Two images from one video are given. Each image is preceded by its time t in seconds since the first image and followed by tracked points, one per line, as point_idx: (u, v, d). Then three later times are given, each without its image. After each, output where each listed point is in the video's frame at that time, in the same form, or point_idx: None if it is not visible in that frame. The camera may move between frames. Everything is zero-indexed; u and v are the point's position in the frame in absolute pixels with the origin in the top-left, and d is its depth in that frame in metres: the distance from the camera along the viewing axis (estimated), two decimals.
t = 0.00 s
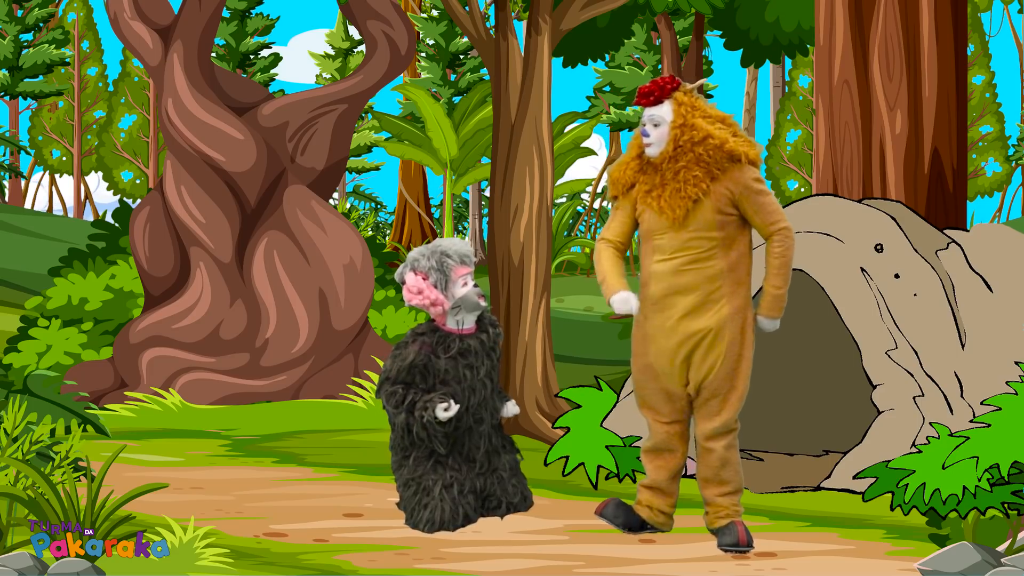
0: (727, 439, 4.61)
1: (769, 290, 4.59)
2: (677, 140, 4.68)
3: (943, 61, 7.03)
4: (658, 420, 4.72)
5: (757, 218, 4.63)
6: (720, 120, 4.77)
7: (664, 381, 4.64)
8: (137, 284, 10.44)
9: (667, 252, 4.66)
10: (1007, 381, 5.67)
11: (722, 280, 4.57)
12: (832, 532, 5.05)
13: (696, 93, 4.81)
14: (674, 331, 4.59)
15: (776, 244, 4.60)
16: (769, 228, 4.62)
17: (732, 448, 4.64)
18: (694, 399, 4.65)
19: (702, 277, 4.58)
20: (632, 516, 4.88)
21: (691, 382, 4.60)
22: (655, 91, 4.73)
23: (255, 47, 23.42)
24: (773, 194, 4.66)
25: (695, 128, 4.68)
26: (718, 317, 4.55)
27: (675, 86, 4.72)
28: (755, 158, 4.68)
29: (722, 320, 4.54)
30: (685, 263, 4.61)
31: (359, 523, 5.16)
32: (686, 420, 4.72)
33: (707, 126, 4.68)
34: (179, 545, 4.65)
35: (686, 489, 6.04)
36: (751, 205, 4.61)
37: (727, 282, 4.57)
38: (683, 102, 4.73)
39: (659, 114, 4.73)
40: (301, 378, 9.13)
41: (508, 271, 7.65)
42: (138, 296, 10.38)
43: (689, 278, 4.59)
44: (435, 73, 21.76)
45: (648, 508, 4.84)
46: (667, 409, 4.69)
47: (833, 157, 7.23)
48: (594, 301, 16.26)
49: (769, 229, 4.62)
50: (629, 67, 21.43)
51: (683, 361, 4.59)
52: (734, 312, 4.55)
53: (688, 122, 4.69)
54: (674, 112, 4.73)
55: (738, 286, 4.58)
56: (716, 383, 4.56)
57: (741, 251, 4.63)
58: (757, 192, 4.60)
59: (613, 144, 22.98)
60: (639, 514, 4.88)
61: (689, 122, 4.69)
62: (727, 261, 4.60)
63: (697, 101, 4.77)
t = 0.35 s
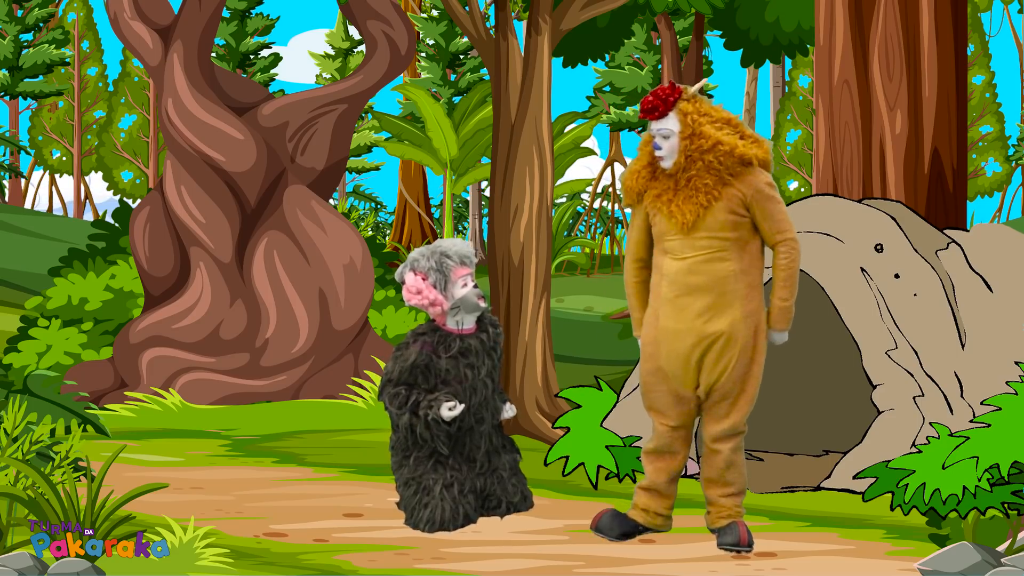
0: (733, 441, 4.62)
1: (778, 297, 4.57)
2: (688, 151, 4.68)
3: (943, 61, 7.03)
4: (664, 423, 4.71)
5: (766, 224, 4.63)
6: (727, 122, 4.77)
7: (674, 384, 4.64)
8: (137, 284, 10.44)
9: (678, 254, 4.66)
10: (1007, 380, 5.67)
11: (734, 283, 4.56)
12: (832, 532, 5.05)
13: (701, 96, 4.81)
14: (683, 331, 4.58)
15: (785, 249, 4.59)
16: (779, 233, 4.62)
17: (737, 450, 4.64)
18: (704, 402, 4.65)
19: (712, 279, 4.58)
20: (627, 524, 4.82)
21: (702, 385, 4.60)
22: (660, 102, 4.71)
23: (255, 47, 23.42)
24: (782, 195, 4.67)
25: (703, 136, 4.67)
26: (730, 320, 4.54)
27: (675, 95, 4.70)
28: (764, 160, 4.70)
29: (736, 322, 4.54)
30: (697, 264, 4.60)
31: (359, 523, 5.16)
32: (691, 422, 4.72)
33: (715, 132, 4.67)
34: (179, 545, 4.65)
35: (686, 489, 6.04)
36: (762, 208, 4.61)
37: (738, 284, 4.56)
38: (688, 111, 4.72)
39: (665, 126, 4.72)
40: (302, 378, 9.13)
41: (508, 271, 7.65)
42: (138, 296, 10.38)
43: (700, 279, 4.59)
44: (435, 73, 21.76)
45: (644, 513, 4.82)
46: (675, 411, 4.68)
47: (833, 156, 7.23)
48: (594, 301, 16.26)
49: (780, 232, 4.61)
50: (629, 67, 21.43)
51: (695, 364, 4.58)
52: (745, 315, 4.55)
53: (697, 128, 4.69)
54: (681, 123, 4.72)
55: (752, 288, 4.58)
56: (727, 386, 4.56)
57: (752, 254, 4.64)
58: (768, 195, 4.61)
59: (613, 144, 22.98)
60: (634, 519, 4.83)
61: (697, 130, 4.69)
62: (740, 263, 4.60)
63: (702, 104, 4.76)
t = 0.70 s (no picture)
0: (733, 442, 4.62)
1: (776, 304, 4.56)
2: (691, 148, 4.68)
3: (943, 61, 7.03)
4: (665, 422, 4.72)
5: (770, 226, 4.60)
6: (735, 122, 4.78)
7: (674, 383, 4.65)
8: (137, 284, 10.45)
9: (683, 253, 4.67)
10: (1007, 381, 5.67)
11: (734, 284, 4.57)
12: (832, 532, 5.05)
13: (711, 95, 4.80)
14: (683, 329, 4.60)
15: (787, 255, 4.56)
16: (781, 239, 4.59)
17: (737, 451, 4.64)
18: (704, 402, 4.65)
19: (713, 280, 4.58)
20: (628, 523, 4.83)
21: (701, 384, 4.60)
22: (665, 100, 4.73)
23: (255, 47, 23.42)
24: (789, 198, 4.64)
25: (708, 133, 4.67)
26: (731, 322, 4.54)
27: (681, 93, 4.71)
28: (772, 161, 4.67)
29: (736, 322, 4.54)
30: (699, 263, 4.62)
31: (359, 522, 5.16)
32: (692, 422, 4.72)
33: (720, 131, 4.67)
34: (179, 545, 4.65)
35: (686, 489, 6.04)
36: (765, 209, 4.59)
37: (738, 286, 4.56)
38: (695, 108, 4.71)
39: (672, 124, 4.72)
40: (302, 378, 9.13)
41: (509, 271, 7.65)
42: (138, 296, 10.38)
43: (700, 279, 4.60)
44: (435, 73, 21.77)
45: (644, 512, 4.82)
46: (675, 410, 4.68)
47: (833, 156, 7.23)
48: (594, 301, 16.26)
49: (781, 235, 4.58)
50: (629, 67, 21.43)
51: (694, 363, 4.59)
52: (745, 317, 4.54)
53: (702, 127, 4.69)
54: (687, 120, 4.71)
55: (753, 290, 4.58)
56: (725, 387, 4.56)
57: (757, 257, 4.63)
58: (773, 197, 4.59)
59: (613, 144, 22.98)
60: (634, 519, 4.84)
61: (702, 128, 4.69)
62: (742, 264, 4.60)
63: (711, 104, 4.76)
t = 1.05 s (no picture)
0: (732, 442, 4.61)
1: (775, 307, 4.56)
2: (704, 136, 4.68)
3: (943, 61, 7.03)
4: (664, 421, 4.72)
5: (771, 227, 4.60)
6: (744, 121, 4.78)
7: (673, 382, 4.65)
8: (137, 284, 10.45)
9: (683, 251, 4.68)
10: (1007, 381, 5.67)
11: (736, 284, 4.57)
12: (832, 532, 5.05)
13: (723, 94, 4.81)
14: (682, 329, 4.60)
15: (788, 257, 4.55)
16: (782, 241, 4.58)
17: (737, 451, 4.63)
18: (703, 402, 4.65)
19: (714, 284, 4.58)
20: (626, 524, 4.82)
21: (699, 384, 4.61)
22: (679, 89, 4.73)
23: (255, 47, 23.43)
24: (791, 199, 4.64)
25: (719, 124, 4.68)
26: (730, 323, 4.54)
27: (697, 87, 4.72)
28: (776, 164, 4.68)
29: (734, 322, 4.54)
30: (699, 263, 4.62)
31: (359, 523, 5.16)
32: (692, 422, 4.72)
33: (730, 123, 4.68)
34: (179, 545, 4.65)
35: (686, 489, 6.04)
36: (768, 207, 4.59)
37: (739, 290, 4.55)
38: (708, 101, 4.73)
39: (684, 115, 4.72)
40: (302, 378, 9.13)
41: (509, 271, 7.65)
42: (138, 296, 10.38)
43: (700, 278, 4.60)
44: (435, 73, 21.78)
45: (644, 512, 4.82)
46: (674, 410, 4.69)
47: (833, 156, 7.22)
48: (594, 302, 16.27)
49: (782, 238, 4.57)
50: (629, 67, 21.42)
51: (693, 363, 4.60)
52: (744, 317, 4.54)
53: (714, 118, 4.69)
54: (699, 110, 4.72)
55: (752, 291, 4.57)
56: (724, 387, 4.56)
57: (757, 258, 4.62)
58: (774, 196, 4.58)
59: (613, 144, 22.98)
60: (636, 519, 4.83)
61: (714, 119, 4.69)
62: (742, 264, 4.60)
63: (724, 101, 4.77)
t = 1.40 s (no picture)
0: (731, 440, 4.62)
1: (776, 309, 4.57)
2: (707, 133, 4.67)
3: (943, 61, 7.03)
4: (668, 418, 4.73)
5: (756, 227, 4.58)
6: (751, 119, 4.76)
7: (673, 380, 4.66)
8: (137, 284, 10.45)
9: (685, 251, 4.66)
10: (1007, 381, 5.67)
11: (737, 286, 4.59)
12: (832, 531, 5.05)
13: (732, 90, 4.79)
14: (682, 329, 4.61)
15: (771, 254, 4.47)
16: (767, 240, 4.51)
17: (737, 449, 4.64)
18: (703, 400, 4.65)
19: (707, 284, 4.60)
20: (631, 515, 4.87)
21: (699, 384, 4.61)
22: (688, 83, 4.72)
23: (255, 47, 23.43)
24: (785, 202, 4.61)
25: (725, 121, 4.67)
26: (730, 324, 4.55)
27: (711, 81, 4.68)
28: (777, 164, 4.66)
29: (735, 324, 4.55)
30: (700, 265, 4.61)
31: (359, 522, 5.16)
32: (693, 420, 4.72)
33: (736, 120, 4.66)
34: (179, 545, 4.65)
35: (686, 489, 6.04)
36: (758, 207, 4.58)
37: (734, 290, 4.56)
38: (716, 97, 4.72)
39: (692, 107, 4.71)
40: (302, 378, 9.13)
41: (509, 271, 7.65)
42: (138, 297, 10.38)
43: (704, 280, 4.60)
44: (435, 73, 21.79)
45: (649, 508, 4.85)
46: (675, 406, 4.70)
47: (833, 156, 7.22)
48: (593, 302, 16.27)
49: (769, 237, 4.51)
50: (629, 67, 21.41)
51: (692, 363, 4.60)
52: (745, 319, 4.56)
53: (720, 115, 4.68)
54: (707, 106, 4.71)
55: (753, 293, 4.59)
56: (724, 387, 4.56)
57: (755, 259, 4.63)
58: (767, 196, 4.57)
59: (613, 144, 22.98)
60: (640, 512, 4.87)
61: (720, 115, 4.68)
62: (742, 265, 4.60)
63: (732, 98, 4.75)
